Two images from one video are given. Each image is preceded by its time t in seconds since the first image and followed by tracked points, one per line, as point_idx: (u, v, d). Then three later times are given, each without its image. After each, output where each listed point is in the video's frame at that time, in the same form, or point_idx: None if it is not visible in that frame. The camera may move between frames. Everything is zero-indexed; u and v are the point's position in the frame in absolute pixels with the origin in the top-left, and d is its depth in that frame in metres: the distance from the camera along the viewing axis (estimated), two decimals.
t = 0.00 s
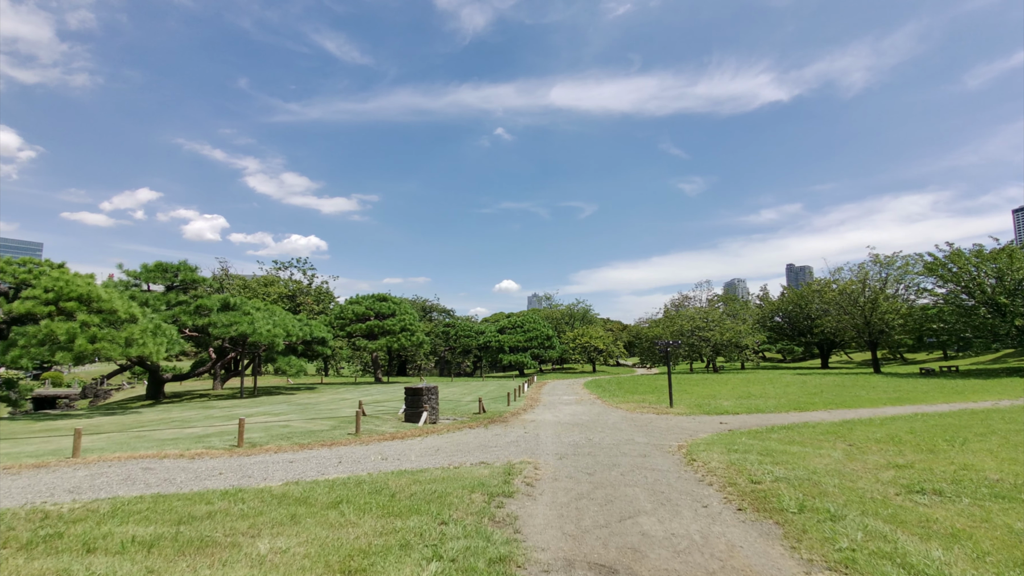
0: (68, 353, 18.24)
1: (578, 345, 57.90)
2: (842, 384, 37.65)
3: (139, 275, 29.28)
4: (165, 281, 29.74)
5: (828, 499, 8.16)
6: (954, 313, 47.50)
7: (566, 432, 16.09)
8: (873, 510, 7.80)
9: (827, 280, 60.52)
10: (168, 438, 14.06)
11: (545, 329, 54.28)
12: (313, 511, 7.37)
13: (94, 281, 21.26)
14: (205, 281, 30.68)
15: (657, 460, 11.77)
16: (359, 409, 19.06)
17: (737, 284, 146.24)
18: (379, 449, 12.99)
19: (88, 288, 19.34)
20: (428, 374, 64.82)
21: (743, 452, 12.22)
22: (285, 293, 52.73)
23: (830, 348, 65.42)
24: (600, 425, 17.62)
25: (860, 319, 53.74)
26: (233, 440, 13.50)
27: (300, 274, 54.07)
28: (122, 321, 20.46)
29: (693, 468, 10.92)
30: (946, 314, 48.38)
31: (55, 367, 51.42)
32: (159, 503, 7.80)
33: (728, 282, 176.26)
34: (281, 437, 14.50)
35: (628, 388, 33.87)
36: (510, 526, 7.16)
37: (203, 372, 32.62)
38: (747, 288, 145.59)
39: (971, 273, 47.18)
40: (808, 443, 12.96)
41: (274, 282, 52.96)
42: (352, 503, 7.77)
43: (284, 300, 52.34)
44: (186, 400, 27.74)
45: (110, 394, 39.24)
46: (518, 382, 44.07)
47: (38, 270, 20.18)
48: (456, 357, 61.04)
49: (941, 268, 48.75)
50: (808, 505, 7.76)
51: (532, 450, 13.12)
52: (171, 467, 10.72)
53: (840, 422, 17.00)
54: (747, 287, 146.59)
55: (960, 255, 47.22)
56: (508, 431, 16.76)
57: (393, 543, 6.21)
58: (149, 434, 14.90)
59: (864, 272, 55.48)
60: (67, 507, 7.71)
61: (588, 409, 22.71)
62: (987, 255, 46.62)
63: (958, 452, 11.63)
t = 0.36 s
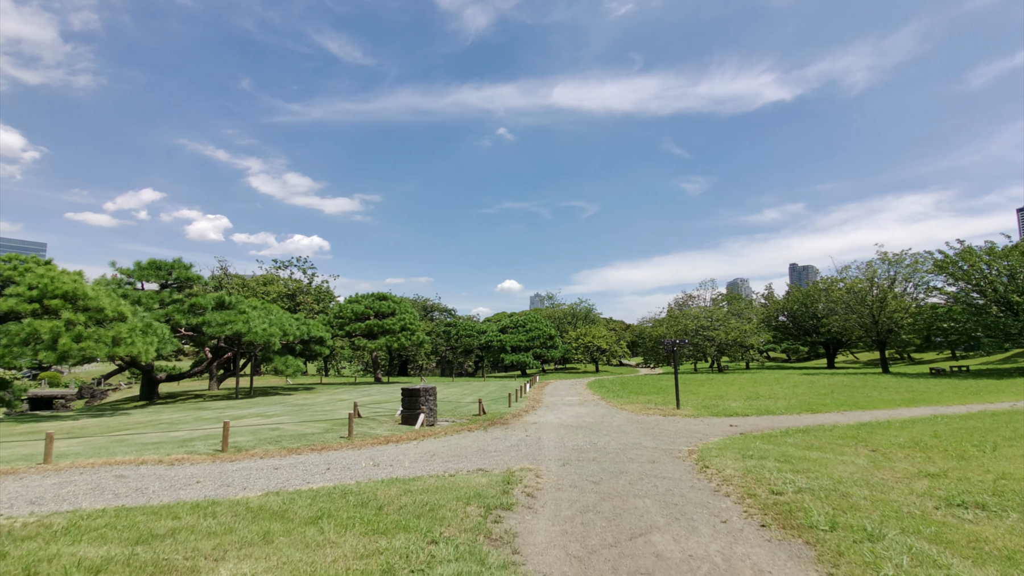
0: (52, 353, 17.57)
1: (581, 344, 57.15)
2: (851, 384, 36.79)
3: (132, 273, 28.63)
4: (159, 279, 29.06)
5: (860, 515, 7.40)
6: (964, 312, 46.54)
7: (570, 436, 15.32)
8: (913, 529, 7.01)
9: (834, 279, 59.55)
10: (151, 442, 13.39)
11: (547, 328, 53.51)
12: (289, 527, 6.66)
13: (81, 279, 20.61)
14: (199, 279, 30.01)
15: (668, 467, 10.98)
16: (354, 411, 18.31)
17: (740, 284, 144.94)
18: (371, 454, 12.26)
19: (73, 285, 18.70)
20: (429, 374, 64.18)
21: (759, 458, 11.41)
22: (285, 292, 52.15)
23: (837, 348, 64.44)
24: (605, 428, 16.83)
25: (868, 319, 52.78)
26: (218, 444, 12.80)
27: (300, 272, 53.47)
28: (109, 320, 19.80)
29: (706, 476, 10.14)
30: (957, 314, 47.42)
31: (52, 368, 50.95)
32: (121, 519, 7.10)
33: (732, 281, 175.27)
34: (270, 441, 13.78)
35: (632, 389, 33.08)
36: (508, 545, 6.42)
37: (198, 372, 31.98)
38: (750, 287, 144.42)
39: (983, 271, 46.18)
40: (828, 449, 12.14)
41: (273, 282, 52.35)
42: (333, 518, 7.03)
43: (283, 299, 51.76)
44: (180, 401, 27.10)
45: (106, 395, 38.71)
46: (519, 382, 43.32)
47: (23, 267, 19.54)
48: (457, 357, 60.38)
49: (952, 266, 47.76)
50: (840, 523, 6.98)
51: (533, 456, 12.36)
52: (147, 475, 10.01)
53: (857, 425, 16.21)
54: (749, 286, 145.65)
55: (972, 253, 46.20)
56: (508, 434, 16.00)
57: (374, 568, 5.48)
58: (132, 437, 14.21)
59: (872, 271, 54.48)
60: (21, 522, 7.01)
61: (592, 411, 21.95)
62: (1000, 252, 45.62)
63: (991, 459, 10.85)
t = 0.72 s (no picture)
0: (48, 352, 17.19)
1: (590, 345, 56.32)
2: (870, 386, 35.64)
3: (135, 271, 28.31)
4: (161, 277, 28.70)
5: (907, 532, 6.62)
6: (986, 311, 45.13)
7: (580, 439, 14.60)
8: (970, 548, 6.24)
9: (848, 277, 58.18)
10: (144, 445, 12.87)
11: (555, 328, 52.76)
12: (272, 542, 6.03)
13: (80, 277, 20.25)
14: (202, 278, 29.62)
15: (687, 474, 10.22)
16: (356, 413, 17.71)
17: (750, 284, 142.80)
18: (371, 459, 11.63)
19: (70, 283, 18.33)
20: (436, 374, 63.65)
21: (785, 464, 10.62)
22: (291, 292, 51.89)
23: (851, 348, 63.01)
24: (616, 431, 16.09)
25: (885, 318, 51.42)
26: (212, 448, 12.26)
27: (306, 272, 53.16)
28: (108, 319, 19.42)
29: (729, 485, 9.38)
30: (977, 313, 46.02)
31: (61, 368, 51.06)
32: (92, 534, 6.52)
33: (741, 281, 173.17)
34: (267, 444, 13.21)
35: (643, 390, 32.23)
36: (515, 566, 5.74)
37: (202, 373, 31.64)
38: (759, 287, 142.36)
39: (1005, 269, 44.74)
40: (858, 456, 11.29)
41: (279, 281, 52.10)
42: (321, 533, 6.39)
43: (290, 299, 51.47)
44: (183, 402, 26.74)
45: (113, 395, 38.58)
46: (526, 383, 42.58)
47: (21, 265, 19.20)
48: (464, 357, 59.81)
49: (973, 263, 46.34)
50: (887, 541, 6.22)
51: (542, 461, 11.66)
52: (133, 481, 9.47)
53: (884, 429, 15.31)
54: (758, 286, 143.84)
55: (994, 250, 44.78)
56: (515, 437, 15.29)
57: None
58: (126, 440, 13.71)
59: (889, 269, 53.10)
60: None
61: (602, 413, 21.22)
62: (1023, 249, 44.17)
63: None
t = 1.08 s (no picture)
0: (29, 353, 16.55)
1: (590, 345, 55.62)
2: (876, 386, 34.89)
3: (125, 270, 27.65)
4: (152, 276, 28.02)
5: (947, 555, 5.91)
6: (993, 311, 44.40)
7: (580, 444, 13.91)
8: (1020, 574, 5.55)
9: (852, 276, 57.47)
10: (122, 451, 12.19)
11: (556, 328, 52.09)
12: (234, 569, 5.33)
13: (64, 275, 19.61)
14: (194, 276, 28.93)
15: (696, 484, 9.52)
16: (349, 416, 17.02)
17: (751, 284, 142.29)
18: (359, 467, 10.93)
19: (53, 282, 17.72)
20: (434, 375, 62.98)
21: (801, 473, 9.94)
22: (288, 292, 51.23)
23: (854, 348, 62.26)
24: (619, 435, 15.41)
25: (890, 318, 50.68)
26: (192, 455, 11.56)
27: (303, 271, 52.48)
28: (92, 319, 18.77)
29: (742, 497, 8.68)
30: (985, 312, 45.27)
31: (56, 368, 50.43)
32: (39, 557, 5.85)
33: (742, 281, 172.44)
34: (251, 450, 12.53)
35: (645, 391, 31.54)
36: None
37: (195, 373, 30.99)
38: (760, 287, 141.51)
39: (1014, 268, 44.01)
40: (878, 463, 10.59)
41: (276, 281, 51.46)
42: (292, 557, 5.71)
43: (287, 298, 50.80)
44: (173, 404, 26.10)
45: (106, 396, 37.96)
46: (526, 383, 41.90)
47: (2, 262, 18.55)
48: (463, 357, 59.14)
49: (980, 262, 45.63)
50: (927, 566, 5.53)
51: (541, 468, 10.97)
52: (100, 493, 8.79)
53: (899, 433, 14.62)
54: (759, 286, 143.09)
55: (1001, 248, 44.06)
56: (512, 442, 14.60)
57: None
58: (104, 445, 13.05)
59: (894, 268, 52.34)
60: None
61: (604, 415, 20.52)
62: None
63: None
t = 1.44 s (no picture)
0: (6, 352, 15.91)
1: (590, 344, 54.99)
2: (881, 387, 34.23)
3: (114, 267, 27.05)
4: (142, 273, 27.41)
5: None
6: (998, 309, 43.80)
7: (578, 448, 13.27)
8: None
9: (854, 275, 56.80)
10: (95, 455, 11.55)
11: (555, 328, 51.44)
12: None
13: (47, 272, 18.98)
14: (185, 274, 28.31)
15: (702, 492, 8.89)
16: (339, 418, 16.37)
17: (751, 284, 141.65)
18: (344, 472, 10.29)
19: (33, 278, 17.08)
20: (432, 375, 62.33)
21: (814, 479, 9.32)
22: (284, 291, 50.57)
23: (857, 348, 61.55)
24: (619, 438, 14.77)
25: (893, 317, 50.03)
26: (168, 460, 10.91)
27: (300, 270, 51.80)
28: (74, 316, 18.11)
29: (752, 506, 8.05)
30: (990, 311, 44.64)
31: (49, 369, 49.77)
32: None
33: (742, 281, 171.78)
34: (233, 454, 11.89)
35: (646, 391, 30.89)
36: None
37: (187, 373, 30.36)
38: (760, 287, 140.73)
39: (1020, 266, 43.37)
40: (895, 468, 9.96)
41: (272, 280, 50.82)
42: None
43: (283, 297, 50.15)
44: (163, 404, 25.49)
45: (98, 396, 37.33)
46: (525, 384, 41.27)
47: None
48: (461, 357, 58.50)
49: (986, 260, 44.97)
50: None
51: (537, 474, 10.33)
52: (61, 503, 8.15)
53: (912, 435, 14.00)
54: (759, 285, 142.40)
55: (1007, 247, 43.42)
56: (508, 445, 13.97)
57: None
58: (79, 449, 12.40)
59: (898, 266, 51.67)
60: None
61: (604, 416, 19.91)
62: None
63: None
